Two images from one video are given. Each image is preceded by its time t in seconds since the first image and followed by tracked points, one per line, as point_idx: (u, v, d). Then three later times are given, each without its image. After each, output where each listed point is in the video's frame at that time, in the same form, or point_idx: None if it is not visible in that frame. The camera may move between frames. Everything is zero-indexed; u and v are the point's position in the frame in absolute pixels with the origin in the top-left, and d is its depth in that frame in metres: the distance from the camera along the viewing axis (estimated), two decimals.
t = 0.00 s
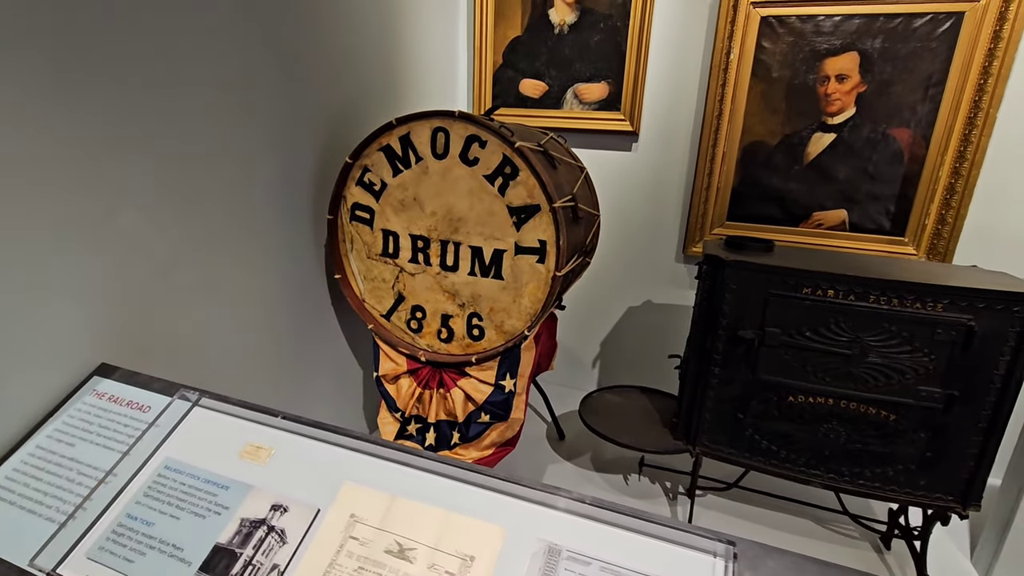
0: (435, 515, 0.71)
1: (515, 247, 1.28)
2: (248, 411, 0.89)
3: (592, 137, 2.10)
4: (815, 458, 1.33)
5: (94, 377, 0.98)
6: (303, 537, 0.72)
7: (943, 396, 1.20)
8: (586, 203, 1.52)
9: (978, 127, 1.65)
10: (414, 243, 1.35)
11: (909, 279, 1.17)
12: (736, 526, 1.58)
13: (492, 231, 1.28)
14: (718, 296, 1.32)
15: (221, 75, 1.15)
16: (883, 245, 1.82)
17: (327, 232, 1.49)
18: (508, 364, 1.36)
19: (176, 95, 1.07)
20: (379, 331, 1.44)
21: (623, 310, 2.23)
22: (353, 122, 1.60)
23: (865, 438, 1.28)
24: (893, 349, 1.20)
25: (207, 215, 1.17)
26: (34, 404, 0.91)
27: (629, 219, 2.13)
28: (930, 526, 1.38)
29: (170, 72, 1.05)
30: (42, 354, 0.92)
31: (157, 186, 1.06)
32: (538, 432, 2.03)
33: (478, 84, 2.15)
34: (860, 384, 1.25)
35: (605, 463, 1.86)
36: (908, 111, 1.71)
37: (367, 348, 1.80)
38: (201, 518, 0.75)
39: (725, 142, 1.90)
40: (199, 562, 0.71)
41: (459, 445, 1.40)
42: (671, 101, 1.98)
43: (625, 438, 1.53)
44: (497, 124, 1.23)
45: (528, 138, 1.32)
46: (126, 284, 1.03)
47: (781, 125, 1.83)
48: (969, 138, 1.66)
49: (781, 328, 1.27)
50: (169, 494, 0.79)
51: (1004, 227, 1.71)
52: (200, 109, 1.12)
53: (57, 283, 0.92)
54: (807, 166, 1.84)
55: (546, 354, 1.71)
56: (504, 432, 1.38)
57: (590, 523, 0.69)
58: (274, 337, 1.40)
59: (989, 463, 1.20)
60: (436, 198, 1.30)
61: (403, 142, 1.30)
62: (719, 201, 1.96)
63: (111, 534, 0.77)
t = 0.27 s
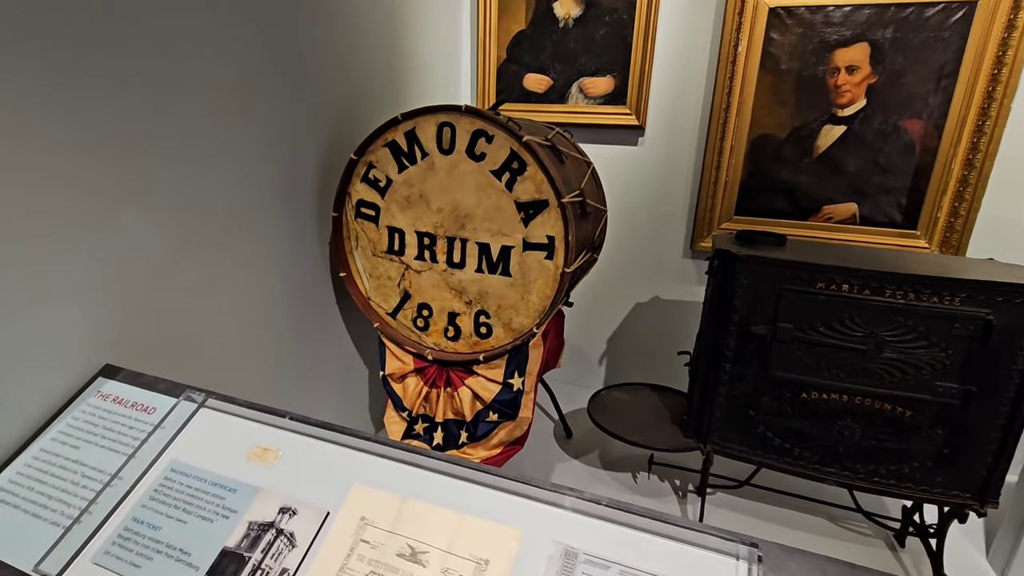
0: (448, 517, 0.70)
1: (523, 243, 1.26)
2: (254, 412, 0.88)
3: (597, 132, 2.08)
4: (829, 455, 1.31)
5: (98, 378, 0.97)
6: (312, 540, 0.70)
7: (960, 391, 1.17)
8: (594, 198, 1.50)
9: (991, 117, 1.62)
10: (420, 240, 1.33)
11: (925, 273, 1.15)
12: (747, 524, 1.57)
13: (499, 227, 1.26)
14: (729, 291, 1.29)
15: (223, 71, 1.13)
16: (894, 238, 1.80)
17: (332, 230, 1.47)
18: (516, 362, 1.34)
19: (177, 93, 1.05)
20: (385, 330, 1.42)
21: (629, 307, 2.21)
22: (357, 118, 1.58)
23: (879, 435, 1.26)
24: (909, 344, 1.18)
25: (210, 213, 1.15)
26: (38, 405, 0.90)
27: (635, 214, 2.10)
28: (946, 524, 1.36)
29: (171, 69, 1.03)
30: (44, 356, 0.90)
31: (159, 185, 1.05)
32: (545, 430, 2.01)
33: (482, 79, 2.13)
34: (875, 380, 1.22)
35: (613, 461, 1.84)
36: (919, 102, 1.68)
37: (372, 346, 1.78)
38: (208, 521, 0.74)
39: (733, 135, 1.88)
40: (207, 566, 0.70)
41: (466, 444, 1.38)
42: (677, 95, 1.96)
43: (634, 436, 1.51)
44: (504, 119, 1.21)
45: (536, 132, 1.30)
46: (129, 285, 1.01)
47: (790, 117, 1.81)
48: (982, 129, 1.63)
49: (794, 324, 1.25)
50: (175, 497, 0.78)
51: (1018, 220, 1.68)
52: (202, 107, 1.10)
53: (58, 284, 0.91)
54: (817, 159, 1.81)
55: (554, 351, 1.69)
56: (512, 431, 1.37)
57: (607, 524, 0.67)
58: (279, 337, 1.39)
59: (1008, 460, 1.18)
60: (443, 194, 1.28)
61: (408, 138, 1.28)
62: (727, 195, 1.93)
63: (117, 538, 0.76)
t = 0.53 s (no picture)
0: (458, 532, 0.66)
1: (531, 240, 1.21)
2: (252, 419, 0.84)
3: (605, 125, 2.03)
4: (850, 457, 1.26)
5: (93, 384, 0.93)
6: (315, 557, 0.67)
7: (988, 390, 1.13)
8: (603, 192, 1.45)
9: (1014, 105, 1.56)
10: (424, 237, 1.29)
11: (953, 267, 1.10)
12: (762, 527, 1.52)
13: (507, 223, 1.22)
14: (745, 288, 1.25)
15: (221, 63, 1.09)
16: (912, 231, 1.75)
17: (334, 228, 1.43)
18: (525, 362, 1.30)
19: (176, 86, 1.01)
20: (389, 330, 1.38)
21: (638, 303, 2.16)
22: (359, 113, 1.54)
23: (903, 435, 1.21)
24: (935, 342, 1.13)
25: (210, 211, 1.11)
26: (32, 413, 0.87)
27: (644, 209, 2.06)
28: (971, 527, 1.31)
29: (169, 62, 0.99)
30: (40, 361, 0.87)
31: (158, 183, 1.01)
32: (554, 430, 1.97)
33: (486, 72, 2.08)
34: (899, 379, 1.18)
35: (623, 461, 1.80)
36: (939, 90, 1.62)
37: (376, 346, 1.74)
38: (205, 536, 0.70)
39: (745, 127, 1.82)
40: None
41: (474, 446, 1.34)
42: (687, 86, 1.90)
43: (647, 437, 1.46)
44: (511, 110, 1.16)
45: (543, 125, 1.25)
46: (129, 286, 0.98)
47: (804, 108, 1.75)
48: (1004, 116, 1.58)
49: (814, 321, 1.20)
50: (171, 510, 0.75)
51: None
52: (201, 100, 1.06)
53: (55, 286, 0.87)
54: (832, 150, 1.76)
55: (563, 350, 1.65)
56: (521, 433, 1.33)
57: (627, 540, 0.64)
58: (282, 338, 1.35)
59: None
60: (448, 189, 1.24)
61: (412, 131, 1.23)
62: (739, 188, 1.88)
63: (110, 554, 0.72)
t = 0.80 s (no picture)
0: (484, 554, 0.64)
1: (546, 235, 1.16)
2: (256, 429, 0.81)
3: (617, 116, 1.97)
4: (881, 460, 1.20)
5: (90, 390, 0.88)
6: None
7: None
8: (619, 184, 1.40)
9: None
10: (434, 233, 1.24)
11: (994, 260, 1.03)
12: (785, 531, 1.47)
13: (520, 218, 1.17)
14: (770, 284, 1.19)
15: (218, 52, 1.04)
16: (938, 223, 1.68)
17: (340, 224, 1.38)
18: (540, 362, 1.25)
19: (169, 75, 0.96)
20: (397, 330, 1.33)
21: (652, 300, 2.10)
22: (365, 105, 1.48)
23: (939, 438, 1.15)
24: (974, 340, 1.07)
25: (209, 207, 1.06)
26: (25, 422, 0.82)
27: (657, 202, 2.00)
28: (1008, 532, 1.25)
29: (161, 50, 0.94)
30: (31, 367, 0.82)
31: (154, 177, 0.96)
32: (566, 430, 1.92)
33: (494, 62, 2.02)
34: (935, 379, 1.12)
35: (639, 463, 1.75)
36: (968, 74, 1.55)
37: (384, 346, 1.69)
38: (207, 557, 0.67)
39: (763, 116, 1.75)
40: None
41: (487, 450, 1.29)
42: (702, 75, 1.84)
43: (666, 439, 1.41)
44: (525, 99, 1.11)
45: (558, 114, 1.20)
46: (123, 286, 0.93)
47: (825, 95, 1.69)
48: None
49: (845, 318, 1.14)
50: (169, 528, 0.71)
51: None
52: (197, 90, 1.01)
53: (43, 288, 0.82)
54: (855, 139, 1.69)
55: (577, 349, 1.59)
56: (535, 436, 1.28)
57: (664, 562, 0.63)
58: (287, 340, 1.30)
59: None
60: (458, 182, 1.19)
61: (420, 122, 1.18)
62: (757, 180, 1.82)
63: None
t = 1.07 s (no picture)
0: None
1: (560, 232, 1.10)
2: (254, 443, 0.78)
3: (628, 107, 1.90)
4: (914, 467, 1.14)
5: (79, 401, 0.83)
6: None
7: None
8: (634, 178, 1.34)
9: None
10: (441, 231, 1.18)
11: None
12: (808, 539, 1.41)
13: (532, 214, 1.11)
14: (796, 282, 1.13)
15: (214, 39, 0.98)
16: (965, 216, 1.61)
17: (343, 221, 1.32)
18: (553, 364, 1.19)
19: (161, 64, 0.90)
20: (404, 332, 1.27)
21: (664, 298, 2.04)
22: (368, 97, 1.42)
23: (977, 443, 1.09)
24: (1016, 341, 1.01)
25: (206, 204, 1.00)
26: (9, 436, 0.77)
27: (670, 196, 1.93)
28: None
29: (152, 37, 0.88)
30: (16, 377, 0.76)
31: (148, 172, 0.90)
32: (577, 432, 1.86)
33: (500, 53, 1.95)
34: (973, 382, 1.05)
35: (653, 467, 1.69)
36: (1000, 60, 1.48)
37: (389, 347, 1.64)
38: None
39: (782, 106, 1.68)
40: None
41: (497, 457, 1.23)
42: (717, 64, 1.76)
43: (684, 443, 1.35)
44: (537, 88, 1.04)
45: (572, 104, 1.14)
46: (117, 289, 0.87)
47: (848, 83, 1.61)
48: None
49: (877, 318, 1.08)
50: (157, 556, 0.68)
51: None
52: (188, 75, 0.94)
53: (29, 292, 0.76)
54: (879, 129, 1.62)
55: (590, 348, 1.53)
56: (548, 442, 1.22)
57: None
58: (290, 343, 1.25)
59: None
60: (467, 177, 1.13)
61: (427, 114, 1.12)
62: (774, 173, 1.75)
63: None
